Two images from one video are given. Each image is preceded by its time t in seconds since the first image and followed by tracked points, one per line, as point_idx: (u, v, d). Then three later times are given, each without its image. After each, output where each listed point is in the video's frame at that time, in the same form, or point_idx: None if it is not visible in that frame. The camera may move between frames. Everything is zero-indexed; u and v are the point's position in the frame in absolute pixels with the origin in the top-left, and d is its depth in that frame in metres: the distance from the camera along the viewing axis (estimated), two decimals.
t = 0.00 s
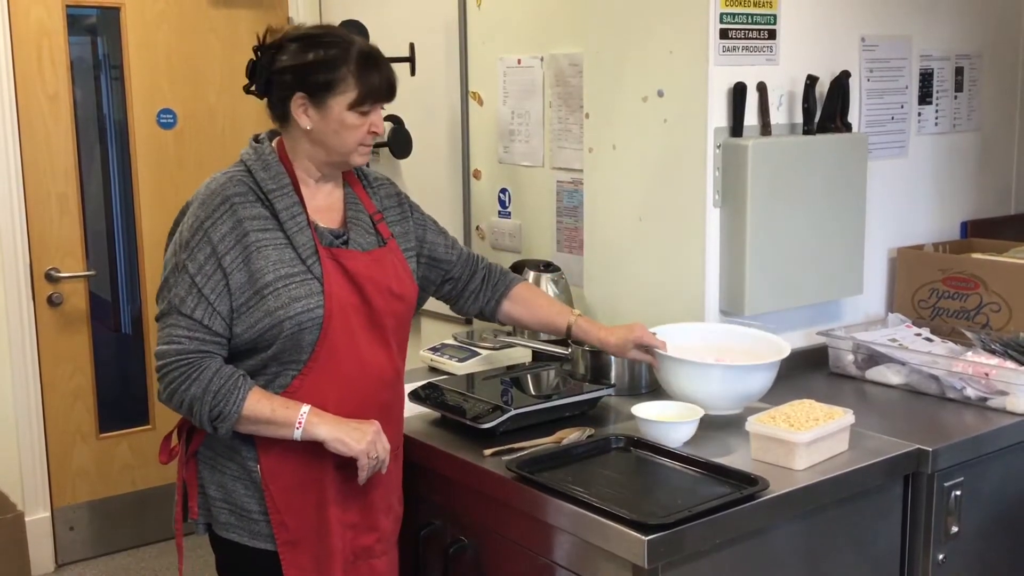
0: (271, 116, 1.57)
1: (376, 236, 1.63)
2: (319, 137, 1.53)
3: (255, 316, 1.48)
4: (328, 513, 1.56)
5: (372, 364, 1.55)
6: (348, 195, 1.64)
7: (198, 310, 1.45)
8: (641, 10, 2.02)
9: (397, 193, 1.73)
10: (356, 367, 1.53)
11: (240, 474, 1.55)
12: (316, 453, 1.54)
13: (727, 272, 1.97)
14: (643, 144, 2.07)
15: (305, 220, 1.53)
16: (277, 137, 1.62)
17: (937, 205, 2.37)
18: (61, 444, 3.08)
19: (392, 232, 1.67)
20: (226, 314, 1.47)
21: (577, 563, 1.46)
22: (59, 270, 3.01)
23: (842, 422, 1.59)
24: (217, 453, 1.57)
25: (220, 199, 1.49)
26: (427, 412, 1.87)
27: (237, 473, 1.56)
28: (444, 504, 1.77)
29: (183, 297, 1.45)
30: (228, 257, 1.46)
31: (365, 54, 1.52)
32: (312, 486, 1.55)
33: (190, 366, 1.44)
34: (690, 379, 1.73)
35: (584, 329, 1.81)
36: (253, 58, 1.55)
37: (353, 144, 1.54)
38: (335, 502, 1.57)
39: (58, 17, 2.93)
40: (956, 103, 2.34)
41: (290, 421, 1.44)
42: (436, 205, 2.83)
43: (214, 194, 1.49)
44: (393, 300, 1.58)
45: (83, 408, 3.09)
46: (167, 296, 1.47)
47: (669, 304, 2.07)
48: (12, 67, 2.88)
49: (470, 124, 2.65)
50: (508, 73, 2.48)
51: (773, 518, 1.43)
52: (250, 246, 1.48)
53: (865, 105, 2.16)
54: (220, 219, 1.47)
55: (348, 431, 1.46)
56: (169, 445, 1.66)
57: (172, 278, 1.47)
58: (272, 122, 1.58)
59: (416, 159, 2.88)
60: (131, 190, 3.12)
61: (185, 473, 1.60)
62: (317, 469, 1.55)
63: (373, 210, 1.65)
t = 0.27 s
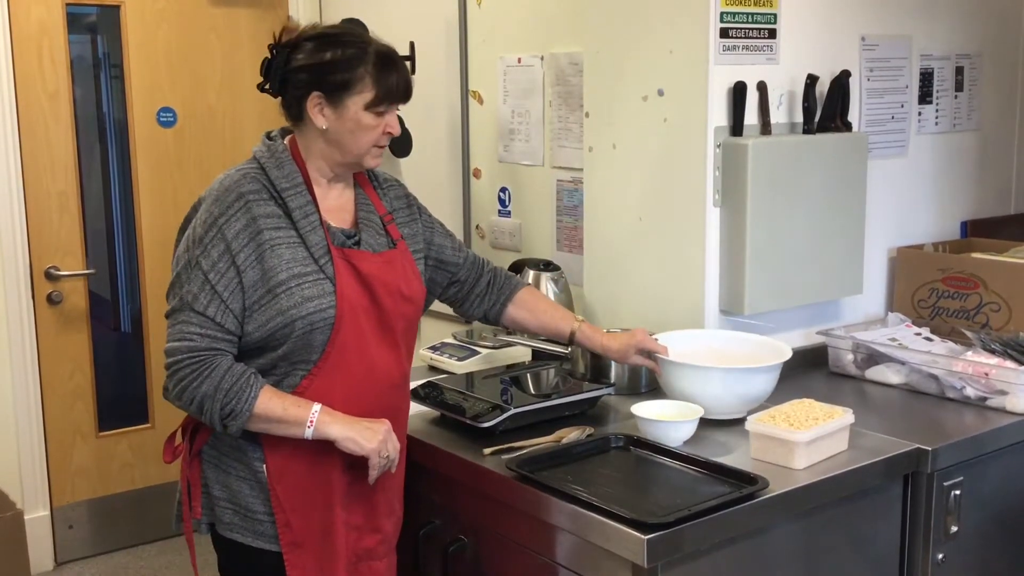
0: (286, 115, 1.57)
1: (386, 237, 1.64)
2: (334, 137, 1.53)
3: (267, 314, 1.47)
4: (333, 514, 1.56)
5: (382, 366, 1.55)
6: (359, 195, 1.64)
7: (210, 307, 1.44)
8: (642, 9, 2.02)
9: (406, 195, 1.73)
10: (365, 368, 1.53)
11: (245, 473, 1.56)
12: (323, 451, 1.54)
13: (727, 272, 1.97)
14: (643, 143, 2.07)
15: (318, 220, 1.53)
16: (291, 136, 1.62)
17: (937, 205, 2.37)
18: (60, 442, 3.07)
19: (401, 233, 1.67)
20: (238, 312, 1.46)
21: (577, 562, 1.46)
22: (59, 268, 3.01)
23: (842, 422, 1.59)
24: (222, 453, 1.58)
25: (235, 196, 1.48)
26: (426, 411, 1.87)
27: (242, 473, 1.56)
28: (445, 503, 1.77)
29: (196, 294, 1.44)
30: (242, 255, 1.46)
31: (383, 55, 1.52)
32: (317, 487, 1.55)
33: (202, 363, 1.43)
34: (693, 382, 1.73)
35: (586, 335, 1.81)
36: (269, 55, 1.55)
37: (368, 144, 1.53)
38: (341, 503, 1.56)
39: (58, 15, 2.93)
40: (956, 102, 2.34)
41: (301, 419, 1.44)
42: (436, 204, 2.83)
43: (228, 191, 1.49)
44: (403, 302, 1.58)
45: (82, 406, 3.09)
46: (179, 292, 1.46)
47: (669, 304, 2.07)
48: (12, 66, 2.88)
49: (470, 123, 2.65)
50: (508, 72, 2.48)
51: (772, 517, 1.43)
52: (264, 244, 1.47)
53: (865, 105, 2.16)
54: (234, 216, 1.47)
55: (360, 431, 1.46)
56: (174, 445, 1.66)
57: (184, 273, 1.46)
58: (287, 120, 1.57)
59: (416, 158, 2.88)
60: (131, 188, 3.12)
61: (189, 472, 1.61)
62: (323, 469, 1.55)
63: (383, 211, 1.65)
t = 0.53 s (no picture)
0: (302, 112, 1.55)
1: (400, 238, 1.63)
2: (351, 137, 1.52)
3: (281, 313, 1.47)
4: (341, 514, 1.56)
5: (393, 367, 1.55)
6: (373, 195, 1.64)
7: (225, 305, 1.43)
8: (642, 7, 2.02)
9: (418, 196, 1.73)
10: (377, 368, 1.53)
11: (253, 471, 1.55)
12: (332, 451, 1.54)
13: (727, 270, 1.97)
14: (643, 141, 2.07)
15: (332, 219, 1.52)
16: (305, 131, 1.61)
17: (937, 204, 2.37)
18: (60, 439, 3.07)
19: (413, 234, 1.67)
20: (252, 310, 1.45)
21: (577, 560, 1.46)
22: (59, 265, 3.00)
23: (841, 420, 1.59)
24: (230, 451, 1.57)
25: (251, 194, 1.48)
26: (426, 409, 1.87)
27: (250, 471, 1.56)
28: (445, 501, 1.77)
29: (211, 291, 1.43)
30: (258, 253, 1.45)
31: (401, 54, 1.50)
32: (325, 486, 1.55)
33: (216, 361, 1.42)
34: (693, 383, 1.73)
35: (589, 339, 1.81)
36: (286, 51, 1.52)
37: (384, 145, 1.52)
38: (350, 503, 1.56)
39: (58, 12, 2.93)
40: (957, 101, 2.34)
41: (314, 419, 1.44)
42: (436, 201, 2.83)
43: (245, 188, 1.48)
44: (416, 304, 1.57)
45: (81, 404, 3.09)
46: (194, 289, 1.45)
47: (669, 302, 2.07)
48: (12, 62, 2.88)
49: (470, 121, 2.64)
50: (508, 70, 2.48)
51: (771, 516, 1.43)
52: (279, 243, 1.47)
53: (866, 103, 2.16)
54: (250, 213, 1.46)
55: (372, 432, 1.46)
56: (180, 441, 1.66)
57: (199, 270, 1.45)
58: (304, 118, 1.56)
59: (416, 155, 2.88)
60: (130, 185, 3.11)
61: (196, 469, 1.61)
62: (333, 469, 1.55)
63: (396, 211, 1.65)
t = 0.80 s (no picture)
0: (315, 111, 1.55)
1: (412, 238, 1.63)
2: (363, 137, 1.51)
3: (293, 314, 1.46)
4: (347, 514, 1.55)
5: (402, 369, 1.55)
6: (386, 195, 1.63)
7: (237, 305, 1.43)
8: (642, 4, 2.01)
9: (431, 196, 1.72)
10: (387, 369, 1.52)
11: (258, 467, 1.55)
12: (339, 450, 1.54)
13: (727, 267, 1.97)
14: (642, 138, 2.07)
15: (344, 220, 1.52)
16: (318, 129, 1.60)
17: (937, 202, 2.37)
18: (58, 435, 3.07)
19: (426, 233, 1.66)
20: (263, 311, 1.45)
21: (577, 557, 1.45)
22: (57, 262, 3.00)
23: (840, 418, 1.59)
24: (236, 446, 1.57)
25: (263, 193, 1.47)
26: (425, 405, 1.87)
27: (255, 467, 1.56)
28: (444, 498, 1.76)
29: (222, 292, 1.42)
30: (269, 254, 1.45)
31: (414, 55, 1.50)
32: (331, 485, 1.55)
33: (227, 361, 1.42)
34: (693, 381, 1.73)
35: (591, 330, 1.79)
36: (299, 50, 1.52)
37: (396, 145, 1.52)
38: (356, 503, 1.56)
39: (57, 8, 2.92)
40: (957, 99, 2.34)
41: (324, 420, 1.43)
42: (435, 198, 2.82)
43: (257, 187, 1.48)
44: (427, 306, 1.57)
45: (80, 400, 3.09)
46: (205, 289, 1.44)
47: (669, 299, 2.07)
48: (11, 58, 2.87)
49: (469, 118, 2.64)
50: (508, 67, 2.47)
51: (771, 513, 1.43)
52: (291, 243, 1.46)
53: (866, 101, 2.15)
54: (262, 214, 1.46)
55: (383, 432, 1.45)
56: (187, 436, 1.66)
57: (211, 270, 1.44)
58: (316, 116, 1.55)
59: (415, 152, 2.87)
60: (129, 182, 3.11)
61: (202, 464, 1.61)
62: (340, 468, 1.54)
63: (409, 211, 1.65)
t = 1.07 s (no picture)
0: (327, 110, 1.54)
1: (420, 239, 1.62)
2: (373, 139, 1.50)
3: (299, 314, 1.46)
4: (348, 514, 1.56)
5: (408, 370, 1.55)
6: (395, 196, 1.62)
7: (244, 304, 1.42)
8: (640, 2, 2.01)
9: (442, 196, 1.71)
10: (392, 370, 1.52)
11: (259, 464, 1.55)
12: (340, 451, 1.54)
13: (725, 266, 1.97)
14: (641, 136, 2.07)
15: (353, 220, 1.51)
16: (329, 128, 1.59)
17: (936, 200, 2.37)
18: (56, 433, 3.07)
19: (435, 235, 1.65)
20: (270, 310, 1.45)
21: (575, 556, 1.45)
22: (55, 260, 3.00)
23: (839, 416, 1.59)
24: (238, 443, 1.57)
25: (273, 192, 1.47)
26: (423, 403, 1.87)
27: (256, 463, 1.55)
28: (442, 496, 1.76)
29: (230, 290, 1.42)
30: (278, 253, 1.44)
31: (428, 58, 1.49)
32: (332, 485, 1.55)
33: (233, 359, 1.41)
34: (691, 380, 1.73)
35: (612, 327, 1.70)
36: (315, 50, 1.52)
37: (406, 148, 1.50)
38: (356, 503, 1.56)
39: (54, 6, 2.92)
40: (955, 97, 2.34)
41: (326, 422, 1.43)
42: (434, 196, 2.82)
43: (266, 186, 1.47)
44: (433, 308, 1.57)
45: (78, 399, 3.09)
46: (212, 286, 1.44)
47: (667, 298, 2.07)
48: (8, 56, 2.86)
49: (468, 116, 2.64)
50: (506, 64, 2.47)
51: (769, 511, 1.43)
52: (299, 243, 1.46)
53: (865, 99, 2.15)
54: (271, 212, 1.45)
55: (386, 435, 1.45)
56: (188, 431, 1.66)
57: (218, 267, 1.44)
58: (329, 116, 1.55)
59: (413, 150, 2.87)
60: (127, 180, 3.11)
61: (202, 460, 1.61)
62: (342, 469, 1.54)
63: (418, 213, 1.64)
